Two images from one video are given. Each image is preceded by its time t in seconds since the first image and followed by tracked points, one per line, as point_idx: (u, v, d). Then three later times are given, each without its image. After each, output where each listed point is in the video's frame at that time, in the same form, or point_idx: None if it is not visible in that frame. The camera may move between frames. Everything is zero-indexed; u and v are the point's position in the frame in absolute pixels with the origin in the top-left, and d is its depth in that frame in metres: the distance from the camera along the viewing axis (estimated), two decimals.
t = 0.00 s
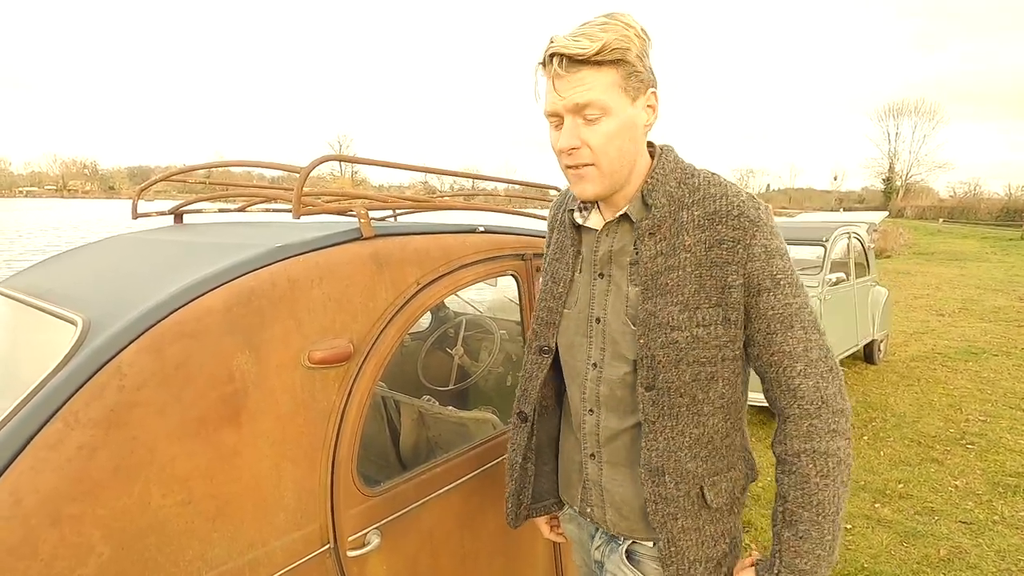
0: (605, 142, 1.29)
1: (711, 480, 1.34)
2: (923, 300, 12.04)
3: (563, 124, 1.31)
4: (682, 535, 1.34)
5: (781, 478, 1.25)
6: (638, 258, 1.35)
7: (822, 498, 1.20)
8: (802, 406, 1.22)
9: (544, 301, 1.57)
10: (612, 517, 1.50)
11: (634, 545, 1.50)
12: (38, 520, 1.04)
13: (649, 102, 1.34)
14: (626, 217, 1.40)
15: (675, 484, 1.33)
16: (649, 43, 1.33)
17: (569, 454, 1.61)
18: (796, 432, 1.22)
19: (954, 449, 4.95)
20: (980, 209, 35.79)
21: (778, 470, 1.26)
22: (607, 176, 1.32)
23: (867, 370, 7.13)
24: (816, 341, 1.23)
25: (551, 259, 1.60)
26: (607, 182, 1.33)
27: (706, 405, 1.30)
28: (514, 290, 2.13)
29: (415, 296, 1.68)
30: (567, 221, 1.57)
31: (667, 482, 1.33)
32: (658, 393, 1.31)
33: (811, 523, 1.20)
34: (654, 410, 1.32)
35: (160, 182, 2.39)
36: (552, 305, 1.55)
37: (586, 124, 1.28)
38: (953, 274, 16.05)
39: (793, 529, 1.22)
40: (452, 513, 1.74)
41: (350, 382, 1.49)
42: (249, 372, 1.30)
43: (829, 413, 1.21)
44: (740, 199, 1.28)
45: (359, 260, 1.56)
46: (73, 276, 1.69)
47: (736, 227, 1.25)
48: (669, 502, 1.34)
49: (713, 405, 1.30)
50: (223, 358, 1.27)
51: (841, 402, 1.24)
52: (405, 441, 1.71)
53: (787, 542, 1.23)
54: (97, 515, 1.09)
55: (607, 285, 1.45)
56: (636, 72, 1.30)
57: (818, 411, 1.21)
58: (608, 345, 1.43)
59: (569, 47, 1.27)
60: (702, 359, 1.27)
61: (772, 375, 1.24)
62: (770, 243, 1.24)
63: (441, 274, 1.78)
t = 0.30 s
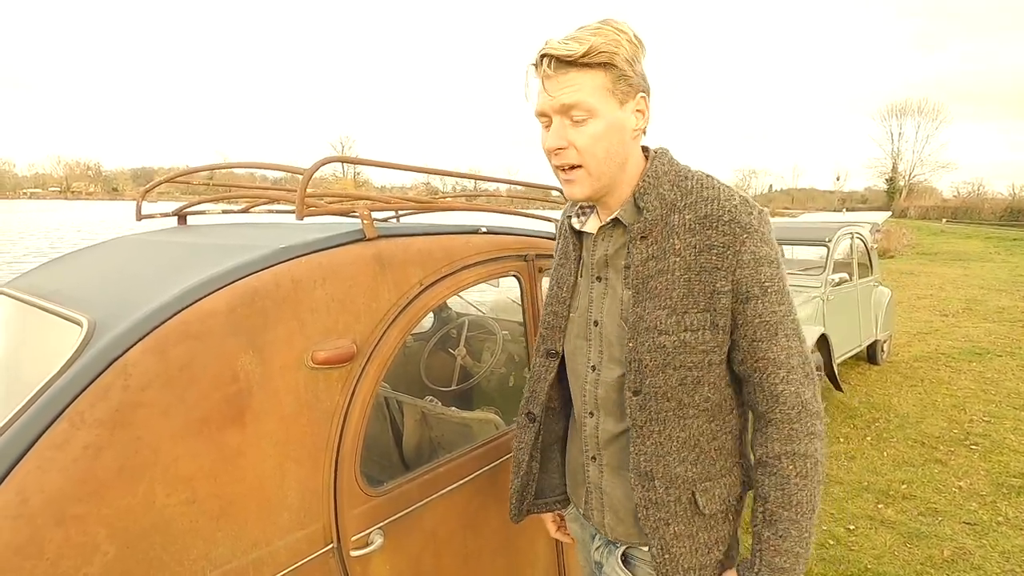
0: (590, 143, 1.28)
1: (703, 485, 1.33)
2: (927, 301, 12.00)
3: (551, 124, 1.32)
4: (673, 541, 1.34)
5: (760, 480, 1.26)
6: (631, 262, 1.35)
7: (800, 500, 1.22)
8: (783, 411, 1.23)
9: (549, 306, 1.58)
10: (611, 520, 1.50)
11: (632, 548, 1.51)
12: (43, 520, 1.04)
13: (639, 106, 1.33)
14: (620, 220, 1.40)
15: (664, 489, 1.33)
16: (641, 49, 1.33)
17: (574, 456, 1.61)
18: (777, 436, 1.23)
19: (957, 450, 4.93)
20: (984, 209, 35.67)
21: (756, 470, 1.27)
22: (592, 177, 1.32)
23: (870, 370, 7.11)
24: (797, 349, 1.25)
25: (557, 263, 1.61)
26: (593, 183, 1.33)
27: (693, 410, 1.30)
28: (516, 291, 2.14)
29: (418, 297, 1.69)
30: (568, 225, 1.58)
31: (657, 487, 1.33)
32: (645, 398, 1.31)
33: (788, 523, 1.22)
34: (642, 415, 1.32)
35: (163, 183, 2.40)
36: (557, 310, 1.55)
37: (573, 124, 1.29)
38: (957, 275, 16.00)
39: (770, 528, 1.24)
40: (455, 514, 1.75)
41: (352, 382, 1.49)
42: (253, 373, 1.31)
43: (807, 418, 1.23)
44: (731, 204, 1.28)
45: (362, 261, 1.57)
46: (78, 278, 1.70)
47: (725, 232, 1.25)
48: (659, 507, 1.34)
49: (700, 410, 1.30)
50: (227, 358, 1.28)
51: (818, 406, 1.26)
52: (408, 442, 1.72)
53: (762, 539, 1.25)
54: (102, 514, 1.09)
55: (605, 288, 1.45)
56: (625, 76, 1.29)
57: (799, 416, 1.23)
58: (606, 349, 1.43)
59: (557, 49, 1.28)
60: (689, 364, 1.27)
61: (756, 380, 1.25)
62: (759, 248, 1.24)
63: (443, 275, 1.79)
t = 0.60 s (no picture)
0: (595, 135, 1.29)
1: (708, 489, 1.34)
2: (928, 301, 11.99)
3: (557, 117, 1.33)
4: (677, 546, 1.32)
5: (755, 485, 1.26)
6: (637, 264, 1.35)
7: (789, 512, 1.20)
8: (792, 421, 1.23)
9: (545, 307, 1.58)
10: (611, 523, 1.50)
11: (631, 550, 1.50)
12: (48, 520, 1.05)
13: (647, 98, 1.33)
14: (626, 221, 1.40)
15: (671, 494, 1.32)
16: (649, 40, 1.33)
17: (571, 458, 1.61)
18: (783, 444, 1.22)
19: (959, 450, 4.93)
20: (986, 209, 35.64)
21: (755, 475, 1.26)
22: (596, 170, 1.32)
23: (872, 371, 7.11)
24: (813, 356, 1.24)
25: (555, 264, 1.61)
26: (596, 176, 1.33)
27: (701, 415, 1.30)
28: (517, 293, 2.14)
29: (420, 299, 1.69)
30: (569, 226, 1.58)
31: (663, 491, 1.33)
32: (652, 402, 1.31)
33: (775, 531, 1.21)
34: (649, 419, 1.32)
35: (165, 185, 2.41)
36: (554, 310, 1.55)
37: (578, 117, 1.30)
38: (958, 275, 15.99)
39: (750, 533, 1.24)
40: (457, 515, 1.75)
41: (355, 383, 1.50)
42: (256, 374, 1.32)
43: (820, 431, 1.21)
44: (741, 207, 1.29)
45: (363, 262, 1.57)
46: (81, 279, 1.71)
47: (736, 235, 1.26)
48: (665, 510, 1.33)
49: (710, 416, 1.30)
50: (229, 360, 1.28)
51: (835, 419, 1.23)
52: (410, 443, 1.72)
53: (743, 545, 1.24)
54: (106, 514, 1.10)
55: (607, 289, 1.45)
56: (632, 67, 1.29)
57: (807, 427, 1.21)
58: (607, 351, 1.43)
59: (562, 42, 1.29)
60: (697, 369, 1.27)
61: (768, 386, 1.25)
62: (771, 251, 1.25)
63: (445, 276, 1.79)
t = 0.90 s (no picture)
0: (634, 133, 1.31)
1: (696, 489, 1.35)
2: (932, 302, 11.96)
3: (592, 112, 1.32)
4: (650, 537, 1.36)
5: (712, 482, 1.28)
6: (647, 264, 1.35)
7: (741, 511, 1.23)
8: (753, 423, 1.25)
9: (549, 313, 1.56)
10: (608, 533, 1.52)
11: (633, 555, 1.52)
12: (53, 520, 1.05)
13: (669, 101, 1.39)
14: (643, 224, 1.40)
15: (656, 486, 1.34)
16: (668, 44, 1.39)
17: (571, 464, 1.61)
18: (741, 444, 1.25)
19: (964, 451, 4.91)
20: (989, 209, 35.54)
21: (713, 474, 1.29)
22: (630, 167, 1.33)
23: (876, 372, 7.10)
24: (790, 364, 1.27)
25: (556, 270, 1.59)
26: (630, 173, 1.33)
27: (695, 417, 1.30)
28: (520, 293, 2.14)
29: (423, 300, 1.69)
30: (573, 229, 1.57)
31: (649, 481, 1.35)
32: (649, 401, 1.31)
33: (729, 530, 1.23)
34: (643, 417, 1.32)
35: (170, 186, 2.42)
36: (559, 317, 1.54)
37: (615, 114, 1.30)
38: (962, 276, 15.94)
39: (704, 527, 1.26)
40: (460, 516, 1.75)
41: (358, 384, 1.50)
42: (260, 374, 1.32)
43: (778, 437, 1.25)
44: (756, 213, 1.31)
45: (367, 263, 1.58)
46: (86, 281, 1.72)
47: (750, 239, 1.28)
48: (649, 501, 1.36)
49: (702, 417, 1.31)
50: (234, 360, 1.29)
51: (797, 430, 1.27)
52: (412, 443, 1.72)
53: (696, 539, 1.27)
54: (111, 514, 1.10)
55: (614, 294, 1.45)
56: (661, 70, 1.34)
57: (767, 430, 1.24)
58: (611, 355, 1.43)
59: (602, 35, 1.28)
60: (697, 371, 1.27)
61: (741, 388, 1.27)
62: (779, 259, 1.28)
63: (448, 277, 1.80)
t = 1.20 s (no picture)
0: (635, 137, 1.30)
1: (699, 491, 1.36)
2: (936, 304, 11.93)
3: (594, 117, 1.32)
4: (657, 538, 1.35)
5: (719, 483, 1.29)
6: (655, 267, 1.35)
7: (747, 511, 1.25)
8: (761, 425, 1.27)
9: (555, 315, 1.56)
10: (613, 531, 1.52)
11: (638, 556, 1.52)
12: (57, 520, 1.05)
13: (674, 106, 1.38)
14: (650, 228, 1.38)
15: (662, 487, 1.34)
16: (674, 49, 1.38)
17: (574, 464, 1.60)
18: (750, 447, 1.27)
19: (967, 454, 4.90)
20: (993, 211, 35.46)
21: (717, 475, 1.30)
22: (631, 172, 1.32)
23: (878, 374, 7.08)
24: (795, 369, 1.29)
25: (562, 271, 1.60)
26: (631, 177, 1.33)
27: (703, 419, 1.31)
28: (522, 294, 2.14)
29: (425, 300, 1.69)
30: (579, 231, 1.57)
31: (655, 483, 1.35)
32: (657, 403, 1.31)
33: (736, 531, 1.25)
34: (650, 419, 1.32)
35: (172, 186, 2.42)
36: (565, 318, 1.54)
37: (616, 118, 1.30)
38: (965, 277, 15.90)
39: (710, 529, 1.28)
40: (462, 517, 1.75)
41: (361, 384, 1.50)
42: (262, 374, 1.32)
43: (784, 439, 1.27)
44: (765, 220, 1.31)
45: (369, 264, 1.58)
46: (90, 280, 1.72)
47: (758, 245, 1.28)
48: (654, 502, 1.35)
49: (710, 419, 1.32)
50: (237, 361, 1.29)
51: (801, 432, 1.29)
52: (414, 444, 1.73)
53: (704, 540, 1.28)
54: (114, 514, 1.10)
55: (621, 296, 1.44)
56: (665, 74, 1.33)
57: (774, 433, 1.26)
58: (618, 356, 1.43)
59: (603, 42, 1.28)
60: (705, 374, 1.28)
61: (748, 392, 1.29)
62: (786, 266, 1.29)
63: (451, 277, 1.80)
